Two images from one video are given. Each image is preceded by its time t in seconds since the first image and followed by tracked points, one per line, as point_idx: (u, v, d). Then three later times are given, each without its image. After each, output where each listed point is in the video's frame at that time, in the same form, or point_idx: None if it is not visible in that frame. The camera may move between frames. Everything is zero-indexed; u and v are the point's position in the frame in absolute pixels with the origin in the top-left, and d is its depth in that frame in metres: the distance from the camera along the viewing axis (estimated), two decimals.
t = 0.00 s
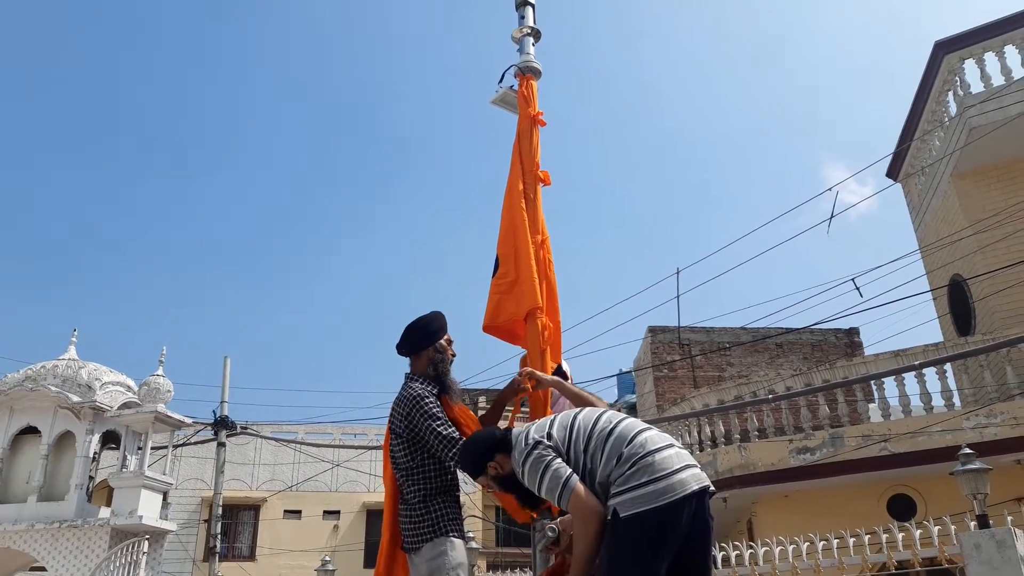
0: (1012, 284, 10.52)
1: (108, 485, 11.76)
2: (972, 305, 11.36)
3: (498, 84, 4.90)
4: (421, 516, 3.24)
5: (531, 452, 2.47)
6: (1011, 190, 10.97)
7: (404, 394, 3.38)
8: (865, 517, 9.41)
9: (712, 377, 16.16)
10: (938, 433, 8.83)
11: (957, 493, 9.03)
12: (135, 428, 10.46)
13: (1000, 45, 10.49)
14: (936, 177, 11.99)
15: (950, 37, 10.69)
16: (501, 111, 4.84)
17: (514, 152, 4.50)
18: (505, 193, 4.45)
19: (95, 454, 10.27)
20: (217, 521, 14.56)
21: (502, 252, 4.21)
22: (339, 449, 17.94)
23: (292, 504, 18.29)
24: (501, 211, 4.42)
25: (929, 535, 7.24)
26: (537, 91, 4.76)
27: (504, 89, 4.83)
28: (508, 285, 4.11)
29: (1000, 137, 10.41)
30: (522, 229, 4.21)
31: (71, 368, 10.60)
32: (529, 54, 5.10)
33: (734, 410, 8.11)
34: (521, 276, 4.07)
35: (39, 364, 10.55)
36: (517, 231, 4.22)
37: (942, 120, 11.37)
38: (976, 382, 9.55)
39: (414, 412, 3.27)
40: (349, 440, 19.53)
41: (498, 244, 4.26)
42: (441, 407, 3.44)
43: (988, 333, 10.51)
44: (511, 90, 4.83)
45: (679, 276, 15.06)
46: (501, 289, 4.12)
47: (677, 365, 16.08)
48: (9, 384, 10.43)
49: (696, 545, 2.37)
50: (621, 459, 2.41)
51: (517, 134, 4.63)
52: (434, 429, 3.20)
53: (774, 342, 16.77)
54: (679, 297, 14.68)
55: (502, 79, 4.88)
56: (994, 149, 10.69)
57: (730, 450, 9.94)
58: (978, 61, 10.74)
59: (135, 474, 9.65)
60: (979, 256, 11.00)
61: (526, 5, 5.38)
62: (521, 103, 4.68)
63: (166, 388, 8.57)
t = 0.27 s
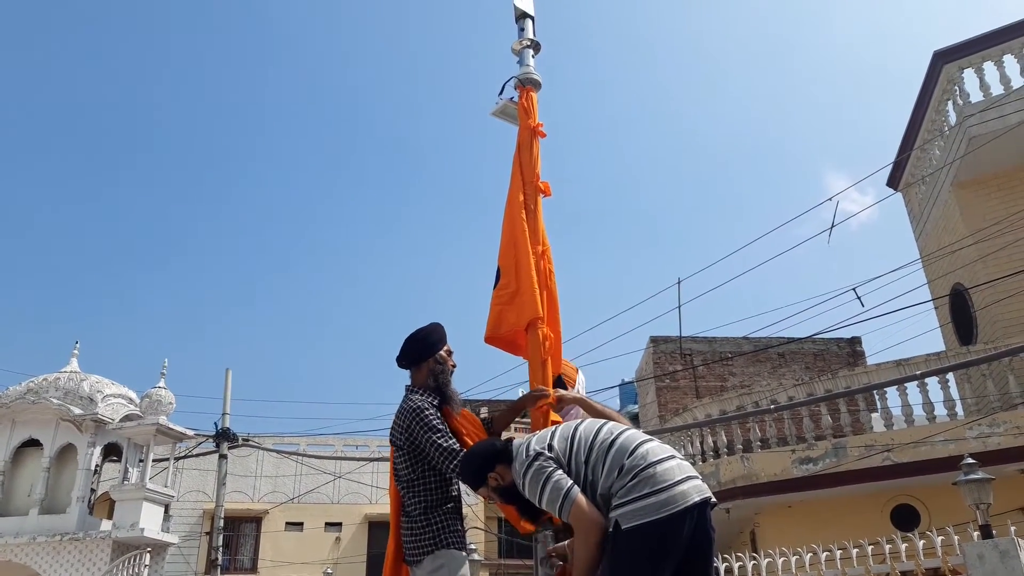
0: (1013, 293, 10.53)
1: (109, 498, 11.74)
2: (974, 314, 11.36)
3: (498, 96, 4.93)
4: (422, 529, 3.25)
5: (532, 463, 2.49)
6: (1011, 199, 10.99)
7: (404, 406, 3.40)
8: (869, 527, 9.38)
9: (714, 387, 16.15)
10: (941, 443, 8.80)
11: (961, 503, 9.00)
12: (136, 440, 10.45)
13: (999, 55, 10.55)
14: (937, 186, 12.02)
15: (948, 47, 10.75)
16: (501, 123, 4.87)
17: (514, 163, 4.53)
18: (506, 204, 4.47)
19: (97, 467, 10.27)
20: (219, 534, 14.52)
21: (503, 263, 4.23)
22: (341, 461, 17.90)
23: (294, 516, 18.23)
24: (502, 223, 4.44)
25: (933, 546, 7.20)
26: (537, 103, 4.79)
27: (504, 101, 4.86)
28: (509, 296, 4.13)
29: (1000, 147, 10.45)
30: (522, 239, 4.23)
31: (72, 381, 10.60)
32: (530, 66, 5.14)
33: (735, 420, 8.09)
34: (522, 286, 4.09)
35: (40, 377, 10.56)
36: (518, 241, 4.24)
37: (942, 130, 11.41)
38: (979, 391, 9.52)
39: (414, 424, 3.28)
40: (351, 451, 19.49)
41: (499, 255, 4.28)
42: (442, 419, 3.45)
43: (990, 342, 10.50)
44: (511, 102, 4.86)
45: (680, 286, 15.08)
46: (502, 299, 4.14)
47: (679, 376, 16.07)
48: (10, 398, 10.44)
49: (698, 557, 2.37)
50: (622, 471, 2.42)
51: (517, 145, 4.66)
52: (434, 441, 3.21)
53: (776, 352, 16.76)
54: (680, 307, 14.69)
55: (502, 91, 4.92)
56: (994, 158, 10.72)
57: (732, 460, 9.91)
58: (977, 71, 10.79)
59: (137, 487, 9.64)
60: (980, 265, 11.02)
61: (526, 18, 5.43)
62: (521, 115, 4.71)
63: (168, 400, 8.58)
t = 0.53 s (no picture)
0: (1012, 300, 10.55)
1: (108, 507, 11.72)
2: (973, 320, 11.37)
3: (497, 104, 4.96)
4: (422, 537, 3.25)
5: (531, 470, 2.50)
6: (1010, 206, 11.02)
7: (404, 414, 3.40)
8: (870, 535, 9.36)
9: (714, 394, 16.14)
10: (941, 450, 8.80)
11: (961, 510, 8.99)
12: (135, 449, 10.43)
13: (997, 62, 10.59)
14: (935, 193, 12.06)
15: (946, 55, 10.80)
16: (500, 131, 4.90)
17: (513, 171, 4.54)
18: (505, 212, 4.49)
19: (95, 476, 10.25)
20: (217, 543, 14.48)
21: (502, 270, 4.24)
22: (340, 469, 17.86)
23: (293, 525, 18.18)
24: (502, 230, 4.45)
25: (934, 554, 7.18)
26: (536, 111, 4.81)
27: (503, 109, 4.88)
28: (508, 303, 4.14)
29: (998, 154, 10.49)
30: (521, 247, 4.25)
31: (72, 390, 10.60)
32: (528, 74, 5.17)
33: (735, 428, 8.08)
34: (521, 293, 4.10)
35: (39, 386, 10.55)
36: (517, 249, 4.26)
37: (940, 137, 11.46)
38: (978, 398, 9.52)
39: (414, 432, 3.29)
40: (350, 460, 19.46)
41: (498, 263, 4.30)
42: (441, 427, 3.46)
43: (990, 349, 10.52)
44: (510, 110, 4.89)
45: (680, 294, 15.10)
46: (501, 306, 4.15)
47: (679, 383, 16.06)
48: (10, 407, 10.43)
49: (698, 565, 2.38)
50: (622, 479, 2.43)
51: (516, 153, 4.68)
52: (434, 449, 3.22)
53: (775, 359, 16.76)
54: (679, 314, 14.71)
55: (501, 99, 4.94)
56: (991, 165, 10.76)
57: (732, 468, 9.90)
58: (975, 78, 10.84)
59: (136, 496, 9.63)
60: (979, 272, 11.04)
61: (525, 27, 5.46)
62: (520, 123, 4.73)
63: (167, 408, 8.57)
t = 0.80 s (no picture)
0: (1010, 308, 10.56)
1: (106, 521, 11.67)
2: (972, 329, 11.38)
3: (494, 116, 4.98)
4: (421, 550, 3.24)
5: (530, 480, 2.50)
6: (1007, 214, 11.06)
7: (402, 426, 3.40)
8: (872, 545, 9.33)
9: (714, 405, 16.12)
10: (941, 459, 8.79)
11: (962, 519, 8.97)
12: (133, 463, 10.39)
13: (992, 70, 10.66)
14: (932, 202, 12.10)
15: (941, 64, 10.86)
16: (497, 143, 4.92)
17: (510, 182, 4.56)
18: (502, 223, 4.51)
19: (94, 490, 10.22)
20: (216, 557, 14.41)
21: (500, 281, 4.25)
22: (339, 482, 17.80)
23: (293, 539, 18.10)
24: (499, 241, 4.47)
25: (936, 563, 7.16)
26: (533, 122, 4.83)
27: (500, 120, 4.91)
28: (506, 313, 4.15)
29: (994, 162, 10.54)
30: (519, 258, 4.26)
31: (70, 404, 10.58)
32: (525, 86, 5.19)
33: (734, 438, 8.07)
34: (519, 304, 4.11)
35: (38, 400, 10.53)
36: (514, 260, 4.27)
37: (936, 146, 11.51)
38: (977, 407, 9.51)
39: (412, 444, 3.29)
40: (350, 472, 19.39)
41: (495, 274, 4.31)
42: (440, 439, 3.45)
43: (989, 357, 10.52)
44: (506, 121, 4.91)
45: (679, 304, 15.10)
46: (499, 317, 4.16)
47: (679, 393, 16.03)
48: (8, 421, 10.41)
49: None
50: (622, 490, 2.43)
51: (512, 165, 4.70)
52: (433, 461, 3.22)
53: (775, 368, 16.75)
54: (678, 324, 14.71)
55: (498, 110, 4.96)
56: (988, 173, 10.81)
57: (733, 479, 9.88)
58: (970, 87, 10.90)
59: (134, 510, 9.59)
60: (977, 280, 11.06)
61: (521, 39, 5.49)
62: (517, 135, 4.76)
63: (166, 421, 8.56)
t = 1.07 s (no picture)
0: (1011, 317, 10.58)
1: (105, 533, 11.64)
2: (972, 337, 11.39)
3: (492, 126, 5.00)
4: (421, 561, 3.23)
5: (529, 489, 2.51)
6: (1006, 223, 11.10)
7: (402, 435, 3.41)
8: (873, 554, 9.31)
9: (715, 414, 16.10)
10: (942, 468, 8.77)
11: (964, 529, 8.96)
12: (132, 475, 10.36)
13: (989, 79, 10.71)
14: (931, 211, 12.14)
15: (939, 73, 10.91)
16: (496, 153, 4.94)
17: (508, 192, 4.58)
18: (501, 232, 4.53)
19: (93, 502, 10.20)
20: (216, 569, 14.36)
21: (499, 291, 4.27)
22: (339, 493, 17.74)
23: (292, 550, 18.03)
24: (498, 251, 4.49)
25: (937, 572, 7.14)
26: (531, 132, 4.86)
27: (498, 131, 4.93)
28: (505, 323, 4.16)
29: (993, 170, 10.59)
30: (518, 267, 4.28)
31: (70, 416, 10.58)
32: (523, 96, 5.22)
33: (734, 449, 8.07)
34: (517, 313, 4.12)
35: (38, 412, 10.53)
36: (513, 269, 4.29)
37: (935, 154, 11.55)
38: (978, 415, 9.50)
39: (413, 454, 3.29)
40: (350, 483, 19.34)
41: (494, 284, 4.32)
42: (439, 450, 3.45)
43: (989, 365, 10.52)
44: (505, 132, 4.93)
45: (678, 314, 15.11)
46: (498, 326, 4.17)
47: (679, 403, 16.02)
48: (8, 433, 10.41)
49: None
50: (621, 501, 2.43)
51: (511, 174, 4.72)
52: (432, 470, 3.23)
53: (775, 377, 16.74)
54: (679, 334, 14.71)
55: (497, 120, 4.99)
56: (986, 182, 10.85)
57: (734, 488, 9.87)
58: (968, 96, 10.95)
59: (134, 522, 9.56)
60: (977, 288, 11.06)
61: (519, 49, 5.53)
62: (516, 145, 4.78)
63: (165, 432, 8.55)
